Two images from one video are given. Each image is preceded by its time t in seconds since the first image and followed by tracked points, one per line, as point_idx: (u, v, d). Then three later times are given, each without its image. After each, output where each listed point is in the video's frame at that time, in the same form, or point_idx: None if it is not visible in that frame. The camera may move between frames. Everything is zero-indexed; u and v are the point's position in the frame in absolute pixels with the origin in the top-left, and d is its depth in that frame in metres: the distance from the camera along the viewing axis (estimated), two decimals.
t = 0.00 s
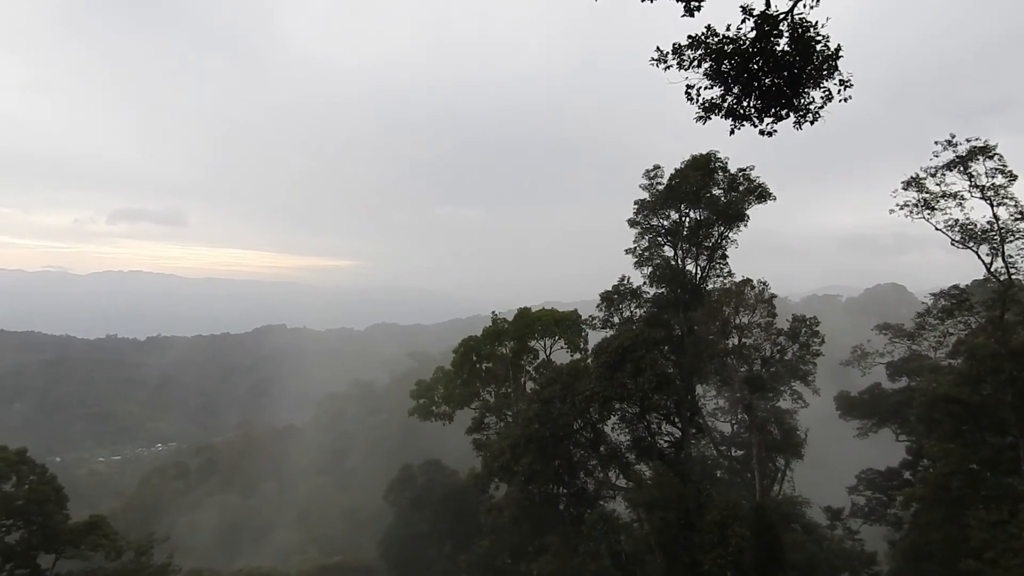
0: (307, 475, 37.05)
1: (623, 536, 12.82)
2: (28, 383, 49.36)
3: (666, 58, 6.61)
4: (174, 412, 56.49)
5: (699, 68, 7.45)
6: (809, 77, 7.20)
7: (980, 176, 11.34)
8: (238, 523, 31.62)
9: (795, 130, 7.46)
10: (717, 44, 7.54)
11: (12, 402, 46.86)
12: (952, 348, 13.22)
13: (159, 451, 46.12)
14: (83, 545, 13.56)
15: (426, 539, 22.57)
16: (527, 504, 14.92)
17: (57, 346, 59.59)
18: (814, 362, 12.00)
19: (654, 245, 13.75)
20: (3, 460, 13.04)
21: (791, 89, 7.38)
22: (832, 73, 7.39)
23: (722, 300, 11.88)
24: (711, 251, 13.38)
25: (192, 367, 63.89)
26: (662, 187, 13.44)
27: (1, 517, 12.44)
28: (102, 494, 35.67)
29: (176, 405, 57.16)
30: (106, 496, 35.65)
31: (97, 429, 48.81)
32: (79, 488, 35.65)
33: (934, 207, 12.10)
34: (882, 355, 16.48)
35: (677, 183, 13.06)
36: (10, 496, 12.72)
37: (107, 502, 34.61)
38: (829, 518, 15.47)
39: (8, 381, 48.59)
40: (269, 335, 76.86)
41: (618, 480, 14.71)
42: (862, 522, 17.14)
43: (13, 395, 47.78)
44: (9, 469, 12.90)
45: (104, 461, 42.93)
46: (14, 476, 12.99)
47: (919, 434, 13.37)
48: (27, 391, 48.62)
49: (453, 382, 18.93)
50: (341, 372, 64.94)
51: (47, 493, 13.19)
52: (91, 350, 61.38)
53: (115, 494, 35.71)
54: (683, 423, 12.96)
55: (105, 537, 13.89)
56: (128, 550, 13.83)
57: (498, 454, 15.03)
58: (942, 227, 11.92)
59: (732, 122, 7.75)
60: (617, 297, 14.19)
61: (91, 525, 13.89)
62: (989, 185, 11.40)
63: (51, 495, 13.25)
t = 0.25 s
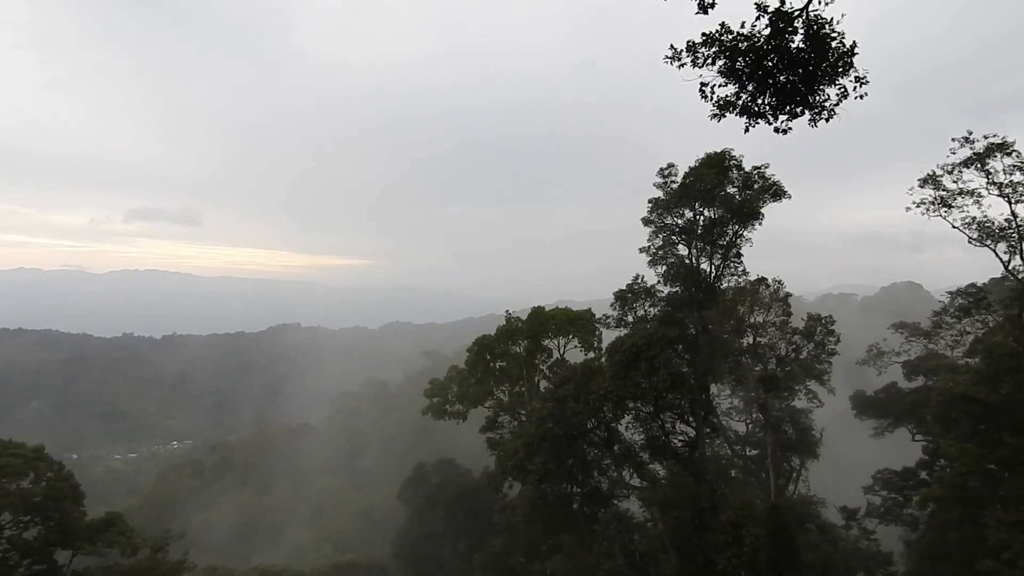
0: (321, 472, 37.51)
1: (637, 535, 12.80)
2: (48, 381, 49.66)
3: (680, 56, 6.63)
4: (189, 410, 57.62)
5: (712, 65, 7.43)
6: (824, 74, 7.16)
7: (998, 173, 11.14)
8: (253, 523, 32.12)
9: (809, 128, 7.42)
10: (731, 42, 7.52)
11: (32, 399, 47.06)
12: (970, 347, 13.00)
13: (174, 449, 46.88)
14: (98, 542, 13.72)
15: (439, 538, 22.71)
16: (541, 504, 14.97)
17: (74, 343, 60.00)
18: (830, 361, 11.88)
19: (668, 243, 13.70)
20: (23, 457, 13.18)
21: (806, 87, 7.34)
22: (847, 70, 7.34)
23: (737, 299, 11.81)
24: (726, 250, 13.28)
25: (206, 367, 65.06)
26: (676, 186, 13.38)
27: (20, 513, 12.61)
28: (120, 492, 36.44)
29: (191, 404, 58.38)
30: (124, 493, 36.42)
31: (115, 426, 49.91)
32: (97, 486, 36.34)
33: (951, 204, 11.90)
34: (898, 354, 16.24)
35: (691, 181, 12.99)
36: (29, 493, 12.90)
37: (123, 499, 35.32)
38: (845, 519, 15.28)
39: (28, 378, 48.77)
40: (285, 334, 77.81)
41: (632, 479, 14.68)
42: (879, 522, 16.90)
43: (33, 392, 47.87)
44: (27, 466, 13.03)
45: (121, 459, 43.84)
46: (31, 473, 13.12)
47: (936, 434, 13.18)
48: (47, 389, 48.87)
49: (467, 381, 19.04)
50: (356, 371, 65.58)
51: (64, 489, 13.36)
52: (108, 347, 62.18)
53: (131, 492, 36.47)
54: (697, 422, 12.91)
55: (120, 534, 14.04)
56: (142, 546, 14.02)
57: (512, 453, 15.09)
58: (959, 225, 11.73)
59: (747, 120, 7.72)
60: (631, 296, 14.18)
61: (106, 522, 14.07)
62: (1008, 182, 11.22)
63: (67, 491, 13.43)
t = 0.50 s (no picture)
0: (337, 472, 37.80)
1: (652, 538, 12.74)
2: (66, 381, 50.65)
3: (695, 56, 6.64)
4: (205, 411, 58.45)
5: (728, 66, 7.42)
6: (841, 74, 7.12)
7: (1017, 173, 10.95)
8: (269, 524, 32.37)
9: (826, 128, 7.39)
10: (747, 42, 7.50)
11: (50, 398, 47.87)
12: (989, 349, 12.79)
13: (190, 450, 47.52)
14: (117, 542, 13.12)
15: (454, 539, 22.80)
16: (556, 505, 14.98)
17: (91, 343, 60.76)
18: (846, 363, 11.78)
19: (683, 244, 13.65)
20: (41, 456, 12.61)
21: (822, 87, 7.31)
22: (864, 69, 7.30)
23: (752, 300, 11.75)
24: (741, 251, 13.19)
25: (221, 369, 65.96)
26: (691, 186, 13.34)
27: (39, 513, 12.06)
28: (137, 492, 36.88)
29: (207, 405, 59.19)
30: (140, 492, 36.94)
31: (131, 426, 50.80)
32: (114, 485, 36.87)
33: (969, 205, 11.71)
34: (915, 355, 16.00)
35: (706, 182, 12.94)
36: (47, 492, 12.35)
37: (139, 499, 35.75)
38: (862, 521, 15.08)
39: (47, 378, 49.69)
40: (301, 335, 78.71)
41: (647, 481, 14.65)
42: (896, 525, 16.64)
43: (51, 392, 48.74)
44: (45, 465, 12.46)
45: (138, 460, 44.50)
46: (49, 473, 12.54)
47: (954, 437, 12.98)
48: (65, 389, 49.82)
49: (482, 382, 19.09)
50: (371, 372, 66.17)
51: (82, 489, 12.83)
52: (124, 347, 63.04)
53: (148, 492, 36.90)
54: (712, 424, 12.84)
55: (138, 535, 13.45)
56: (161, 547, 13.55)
57: (527, 454, 15.11)
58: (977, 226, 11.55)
59: (762, 121, 7.72)
60: (645, 297, 14.16)
61: (124, 521, 13.53)
62: None
63: (86, 491, 12.88)
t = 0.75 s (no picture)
0: (351, 473, 38.20)
1: (667, 539, 12.66)
2: (84, 381, 51.53)
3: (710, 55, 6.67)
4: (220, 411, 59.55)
5: (743, 65, 7.43)
6: (858, 73, 7.08)
7: None
8: (284, 524, 32.91)
9: (842, 127, 7.35)
10: (763, 41, 7.50)
11: (69, 398, 48.70)
12: (1009, 350, 12.57)
13: (206, 450, 48.28)
14: (134, 540, 13.39)
15: (469, 539, 22.91)
16: (571, 505, 15.00)
17: (112, 342, 61.81)
18: (863, 364, 11.72)
19: (699, 244, 13.61)
20: (59, 456, 13.00)
21: (839, 86, 7.28)
22: (881, 69, 7.26)
23: (768, 300, 11.71)
24: (758, 251, 13.09)
25: (236, 370, 67.10)
26: (706, 186, 13.30)
27: (57, 510, 12.36)
28: (154, 491, 37.62)
29: (223, 405, 60.33)
30: (157, 491, 37.88)
31: (148, 425, 51.86)
32: (132, 485, 37.56)
33: (988, 205, 11.52)
34: (933, 355, 15.71)
35: (722, 182, 12.89)
36: (65, 490, 12.68)
37: (156, 498, 36.64)
38: (879, 523, 14.85)
39: (67, 378, 50.57)
40: (317, 336, 79.67)
41: (662, 482, 14.60)
42: (913, 528, 16.35)
43: (70, 392, 49.49)
44: (64, 464, 12.84)
45: (155, 459, 45.47)
46: (67, 471, 12.91)
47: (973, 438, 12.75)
48: (83, 389, 50.68)
49: (496, 383, 19.17)
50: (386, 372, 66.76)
51: (100, 488, 13.16)
52: (143, 347, 64.09)
53: (164, 491, 37.72)
54: (728, 425, 12.76)
55: (155, 532, 13.69)
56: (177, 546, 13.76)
57: (542, 455, 15.16)
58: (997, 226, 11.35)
59: (778, 120, 7.71)
60: (661, 298, 14.16)
61: (142, 520, 13.83)
62: None
63: (104, 490, 13.22)
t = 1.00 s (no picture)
0: (369, 475, 38.57)
1: (686, 543, 12.51)
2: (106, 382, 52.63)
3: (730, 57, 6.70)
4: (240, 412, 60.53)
5: (763, 67, 7.41)
6: (878, 74, 7.04)
7: None
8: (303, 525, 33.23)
9: (863, 128, 7.32)
10: (783, 42, 7.50)
11: (91, 399, 50.08)
12: None
13: (225, 450, 49.20)
14: (154, 540, 13.76)
15: (487, 542, 23.04)
16: (588, 509, 15.01)
17: (136, 343, 63.07)
18: (884, 369, 11.60)
19: (717, 247, 13.55)
20: (82, 456, 13.40)
21: (859, 87, 7.25)
22: (902, 69, 7.21)
23: (788, 303, 11.59)
24: (777, 253, 12.98)
25: (255, 372, 68.21)
26: (725, 188, 13.23)
27: (80, 509, 12.74)
28: (174, 493, 38.04)
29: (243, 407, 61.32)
30: (178, 491, 38.38)
31: (167, 425, 53.16)
32: (153, 488, 37.85)
33: (1014, 207, 11.29)
34: (956, 359, 15.39)
35: (741, 184, 12.81)
36: (88, 491, 13.08)
37: (176, 499, 36.93)
38: (900, 529, 14.58)
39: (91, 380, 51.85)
40: (337, 338, 80.66)
41: (681, 486, 14.53)
42: (936, 533, 16.02)
43: (92, 393, 50.88)
44: (86, 464, 13.22)
45: (175, 460, 46.27)
46: (90, 471, 13.30)
47: (996, 443, 12.51)
48: (106, 390, 51.93)
49: (514, 385, 19.24)
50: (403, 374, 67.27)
51: (121, 488, 13.54)
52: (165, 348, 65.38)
53: (184, 492, 38.16)
54: (747, 429, 12.66)
55: (175, 533, 14.03)
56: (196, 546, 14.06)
57: (559, 458, 15.18)
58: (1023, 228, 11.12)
59: (798, 122, 7.69)
60: (679, 301, 14.12)
61: (162, 520, 14.16)
62: None
63: (125, 490, 13.61)
